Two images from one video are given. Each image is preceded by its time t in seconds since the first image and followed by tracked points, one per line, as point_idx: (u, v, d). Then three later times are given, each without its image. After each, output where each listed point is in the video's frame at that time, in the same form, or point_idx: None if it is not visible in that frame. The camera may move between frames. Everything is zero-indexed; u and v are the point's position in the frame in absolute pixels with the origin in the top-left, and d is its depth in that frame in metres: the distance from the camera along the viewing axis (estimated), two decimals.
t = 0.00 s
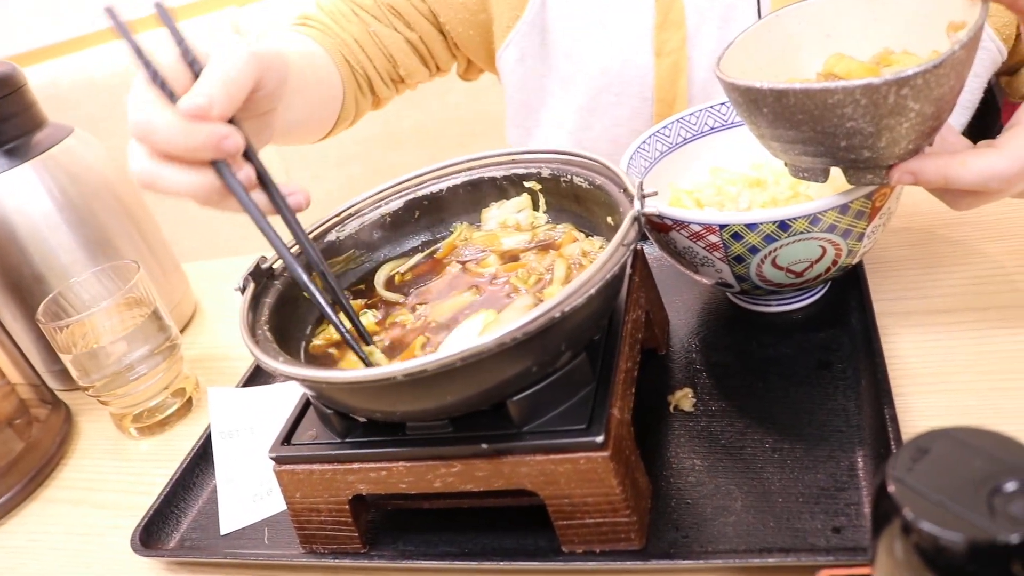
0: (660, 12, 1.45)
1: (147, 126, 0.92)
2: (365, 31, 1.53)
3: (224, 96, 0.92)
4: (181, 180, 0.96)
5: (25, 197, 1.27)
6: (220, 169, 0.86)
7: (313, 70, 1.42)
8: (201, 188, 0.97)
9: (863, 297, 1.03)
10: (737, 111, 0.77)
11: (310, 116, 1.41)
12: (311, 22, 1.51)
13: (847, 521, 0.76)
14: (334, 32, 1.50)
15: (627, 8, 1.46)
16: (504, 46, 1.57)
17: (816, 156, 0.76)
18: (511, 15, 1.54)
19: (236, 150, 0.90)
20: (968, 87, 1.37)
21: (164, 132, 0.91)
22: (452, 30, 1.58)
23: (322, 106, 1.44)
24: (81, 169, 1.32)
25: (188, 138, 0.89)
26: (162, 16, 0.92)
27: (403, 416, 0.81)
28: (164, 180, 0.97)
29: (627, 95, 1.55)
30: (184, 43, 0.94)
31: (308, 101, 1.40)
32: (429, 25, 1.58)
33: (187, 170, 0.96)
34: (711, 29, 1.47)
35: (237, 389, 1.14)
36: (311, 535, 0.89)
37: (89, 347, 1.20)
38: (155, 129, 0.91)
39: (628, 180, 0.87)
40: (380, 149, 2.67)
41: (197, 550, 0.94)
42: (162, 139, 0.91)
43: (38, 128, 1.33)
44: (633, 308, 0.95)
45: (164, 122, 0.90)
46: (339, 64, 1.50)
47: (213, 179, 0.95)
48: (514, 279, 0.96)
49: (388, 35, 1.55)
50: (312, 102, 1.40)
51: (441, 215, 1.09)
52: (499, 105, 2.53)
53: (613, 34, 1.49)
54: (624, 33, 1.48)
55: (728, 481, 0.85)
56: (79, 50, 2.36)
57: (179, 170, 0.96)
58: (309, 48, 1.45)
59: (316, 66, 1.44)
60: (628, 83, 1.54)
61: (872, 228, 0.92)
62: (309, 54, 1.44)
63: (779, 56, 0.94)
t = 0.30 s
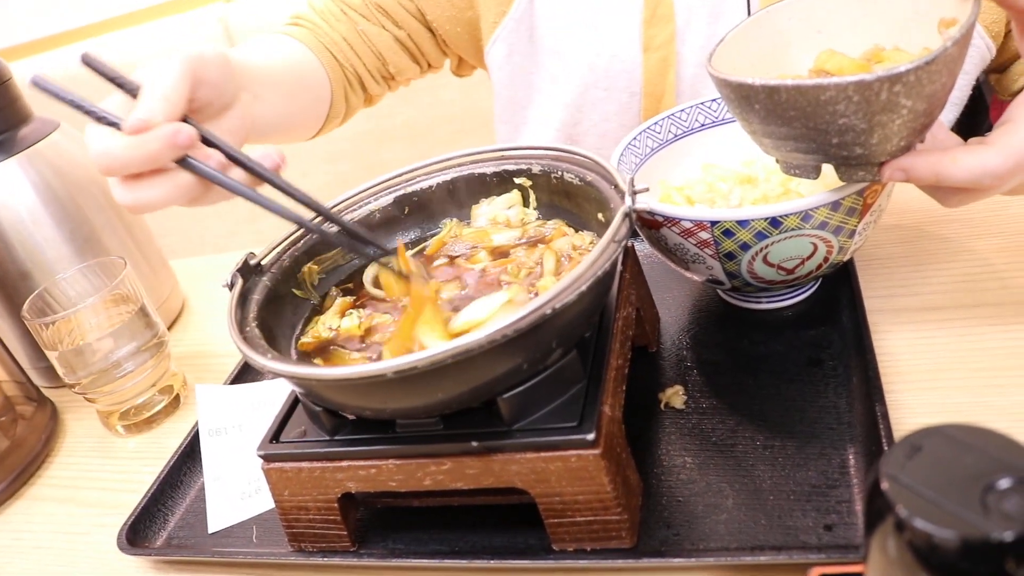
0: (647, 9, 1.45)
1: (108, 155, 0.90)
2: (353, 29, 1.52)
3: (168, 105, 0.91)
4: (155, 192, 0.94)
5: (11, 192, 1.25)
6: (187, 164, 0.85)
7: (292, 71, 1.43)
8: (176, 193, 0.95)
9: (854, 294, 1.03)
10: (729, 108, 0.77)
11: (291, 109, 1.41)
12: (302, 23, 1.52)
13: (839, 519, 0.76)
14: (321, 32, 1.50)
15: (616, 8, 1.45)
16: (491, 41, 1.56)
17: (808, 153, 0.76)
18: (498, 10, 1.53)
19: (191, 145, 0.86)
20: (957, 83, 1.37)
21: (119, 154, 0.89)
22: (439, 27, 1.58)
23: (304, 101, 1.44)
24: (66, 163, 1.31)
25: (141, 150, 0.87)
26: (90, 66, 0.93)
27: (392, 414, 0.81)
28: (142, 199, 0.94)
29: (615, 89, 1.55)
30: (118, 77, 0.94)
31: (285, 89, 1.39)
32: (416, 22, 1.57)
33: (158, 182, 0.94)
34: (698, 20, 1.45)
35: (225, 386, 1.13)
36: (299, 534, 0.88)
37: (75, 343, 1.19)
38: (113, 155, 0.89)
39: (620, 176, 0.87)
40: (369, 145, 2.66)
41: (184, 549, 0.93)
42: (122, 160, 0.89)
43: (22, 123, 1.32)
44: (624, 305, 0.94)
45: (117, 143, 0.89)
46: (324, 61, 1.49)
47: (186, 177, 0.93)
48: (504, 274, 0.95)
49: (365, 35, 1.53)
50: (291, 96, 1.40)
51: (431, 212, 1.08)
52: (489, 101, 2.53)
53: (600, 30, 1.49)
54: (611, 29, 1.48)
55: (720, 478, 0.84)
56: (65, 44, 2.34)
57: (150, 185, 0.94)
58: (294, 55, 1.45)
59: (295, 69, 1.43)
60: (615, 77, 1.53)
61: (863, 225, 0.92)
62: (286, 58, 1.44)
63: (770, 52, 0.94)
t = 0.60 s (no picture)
0: (638, 4, 1.44)
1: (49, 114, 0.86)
2: (343, 23, 1.53)
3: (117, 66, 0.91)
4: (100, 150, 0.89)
5: None
6: (133, 120, 0.85)
7: (285, 61, 1.44)
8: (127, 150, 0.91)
9: (846, 291, 1.02)
10: (721, 104, 0.77)
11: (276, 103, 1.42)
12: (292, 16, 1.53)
13: (830, 516, 0.76)
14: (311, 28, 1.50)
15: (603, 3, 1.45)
16: (482, 36, 1.56)
17: (800, 149, 0.75)
18: (488, 6, 1.53)
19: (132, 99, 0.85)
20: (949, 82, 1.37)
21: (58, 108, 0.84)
22: (429, 21, 1.57)
23: (291, 94, 1.44)
24: (54, 159, 1.30)
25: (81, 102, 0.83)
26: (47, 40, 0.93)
27: (383, 412, 0.80)
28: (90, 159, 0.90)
29: (606, 84, 1.55)
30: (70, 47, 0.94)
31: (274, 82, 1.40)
32: (406, 18, 1.56)
33: (105, 138, 0.90)
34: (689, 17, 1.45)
35: (215, 383, 1.12)
36: (290, 532, 0.88)
37: (64, 341, 1.18)
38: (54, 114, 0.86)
39: (611, 172, 0.86)
40: (361, 141, 2.65)
41: (173, 547, 0.93)
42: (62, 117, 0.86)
43: (11, 119, 1.30)
44: (616, 302, 0.94)
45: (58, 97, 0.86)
46: (313, 53, 1.49)
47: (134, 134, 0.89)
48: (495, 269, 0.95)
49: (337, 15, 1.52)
50: (277, 90, 1.41)
51: (422, 209, 1.08)
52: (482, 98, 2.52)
53: (590, 26, 1.48)
54: (602, 24, 1.47)
55: (711, 476, 0.84)
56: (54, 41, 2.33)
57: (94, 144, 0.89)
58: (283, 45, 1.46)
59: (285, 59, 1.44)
60: (606, 72, 1.53)
61: (856, 222, 0.92)
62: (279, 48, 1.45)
63: (762, 48, 0.94)
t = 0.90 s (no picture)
0: (638, 5, 1.45)
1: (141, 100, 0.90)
2: (345, 19, 1.51)
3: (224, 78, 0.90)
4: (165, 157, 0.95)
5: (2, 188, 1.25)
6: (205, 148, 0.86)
7: (293, 57, 1.43)
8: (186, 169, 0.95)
9: (843, 293, 1.03)
10: (720, 107, 0.77)
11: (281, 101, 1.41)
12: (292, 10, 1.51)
13: (826, 517, 0.77)
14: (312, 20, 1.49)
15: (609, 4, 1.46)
16: (484, 34, 1.57)
17: (798, 152, 0.76)
18: (492, 6, 1.55)
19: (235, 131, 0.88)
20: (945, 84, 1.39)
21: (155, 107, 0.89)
22: (431, 19, 1.57)
23: (296, 93, 1.44)
24: (57, 157, 1.31)
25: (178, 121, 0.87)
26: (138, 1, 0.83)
27: (383, 411, 0.81)
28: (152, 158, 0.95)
29: (607, 85, 1.55)
30: (171, 18, 0.87)
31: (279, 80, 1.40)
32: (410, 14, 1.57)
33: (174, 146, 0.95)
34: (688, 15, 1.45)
35: (216, 381, 1.13)
36: (289, 529, 0.89)
37: (66, 339, 1.19)
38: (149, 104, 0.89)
39: (611, 175, 0.87)
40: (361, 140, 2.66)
41: (174, 544, 0.93)
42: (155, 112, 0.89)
43: (15, 117, 1.33)
44: (615, 303, 0.94)
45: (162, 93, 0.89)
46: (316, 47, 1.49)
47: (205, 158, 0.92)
48: (496, 270, 0.95)
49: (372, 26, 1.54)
50: (284, 91, 1.41)
51: (421, 209, 1.08)
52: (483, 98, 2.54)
53: (592, 27, 1.49)
54: (603, 25, 1.48)
55: (708, 476, 0.85)
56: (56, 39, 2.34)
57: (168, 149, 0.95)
58: (283, 31, 1.46)
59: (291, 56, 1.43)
60: (607, 73, 1.54)
61: (852, 225, 0.93)
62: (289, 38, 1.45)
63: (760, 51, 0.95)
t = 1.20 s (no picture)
0: (637, 10, 1.46)
1: (124, 151, 0.91)
2: (352, 31, 1.52)
3: (201, 120, 0.91)
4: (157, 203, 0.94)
5: None
6: (201, 188, 0.87)
7: (301, 80, 1.43)
8: (184, 209, 0.95)
9: (836, 301, 1.03)
10: (712, 114, 0.78)
11: (293, 118, 1.39)
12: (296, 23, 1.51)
13: (816, 524, 0.77)
14: (318, 32, 1.49)
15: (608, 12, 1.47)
16: (489, 43, 1.57)
17: (789, 159, 0.76)
18: (498, 12, 1.55)
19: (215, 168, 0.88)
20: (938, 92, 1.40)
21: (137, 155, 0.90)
22: (438, 28, 1.58)
23: (306, 108, 1.43)
24: (53, 162, 1.32)
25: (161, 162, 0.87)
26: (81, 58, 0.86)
27: (374, 416, 0.81)
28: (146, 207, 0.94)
29: (604, 92, 1.56)
30: (157, 72, 0.93)
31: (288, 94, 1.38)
32: (416, 26, 1.58)
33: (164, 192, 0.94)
34: (687, 19, 1.46)
35: (208, 386, 1.13)
36: (280, 534, 0.89)
37: (59, 342, 1.19)
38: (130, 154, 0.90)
39: (603, 181, 0.87)
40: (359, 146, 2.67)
41: (165, 549, 0.93)
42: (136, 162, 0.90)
43: (10, 121, 1.33)
44: (607, 309, 0.95)
45: (138, 143, 0.90)
46: (322, 67, 1.48)
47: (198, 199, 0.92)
48: (489, 276, 0.96)
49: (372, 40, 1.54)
50: (295, 108, 1.39)
51: (415, 214, 1.09)
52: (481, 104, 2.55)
53: (589, 34, 1.50)
54: (602, 31, 1.49)
55: (699, 482, 0.85)
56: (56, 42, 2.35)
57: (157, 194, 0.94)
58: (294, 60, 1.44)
59: (296, 75, 1.42)
60: (604, 80, 1.54)
61: (844, 232, 0.93)
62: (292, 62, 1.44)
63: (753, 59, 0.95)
